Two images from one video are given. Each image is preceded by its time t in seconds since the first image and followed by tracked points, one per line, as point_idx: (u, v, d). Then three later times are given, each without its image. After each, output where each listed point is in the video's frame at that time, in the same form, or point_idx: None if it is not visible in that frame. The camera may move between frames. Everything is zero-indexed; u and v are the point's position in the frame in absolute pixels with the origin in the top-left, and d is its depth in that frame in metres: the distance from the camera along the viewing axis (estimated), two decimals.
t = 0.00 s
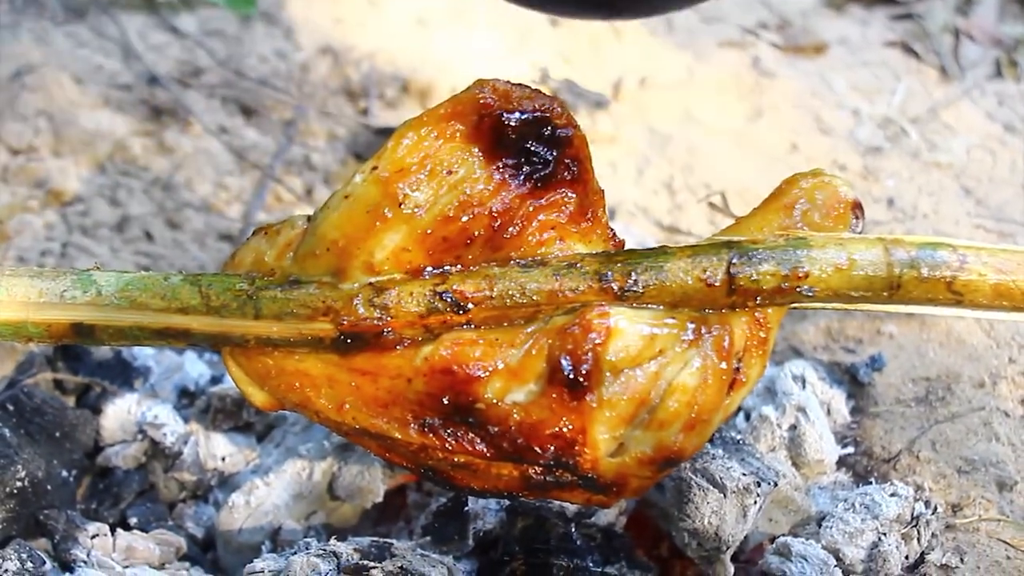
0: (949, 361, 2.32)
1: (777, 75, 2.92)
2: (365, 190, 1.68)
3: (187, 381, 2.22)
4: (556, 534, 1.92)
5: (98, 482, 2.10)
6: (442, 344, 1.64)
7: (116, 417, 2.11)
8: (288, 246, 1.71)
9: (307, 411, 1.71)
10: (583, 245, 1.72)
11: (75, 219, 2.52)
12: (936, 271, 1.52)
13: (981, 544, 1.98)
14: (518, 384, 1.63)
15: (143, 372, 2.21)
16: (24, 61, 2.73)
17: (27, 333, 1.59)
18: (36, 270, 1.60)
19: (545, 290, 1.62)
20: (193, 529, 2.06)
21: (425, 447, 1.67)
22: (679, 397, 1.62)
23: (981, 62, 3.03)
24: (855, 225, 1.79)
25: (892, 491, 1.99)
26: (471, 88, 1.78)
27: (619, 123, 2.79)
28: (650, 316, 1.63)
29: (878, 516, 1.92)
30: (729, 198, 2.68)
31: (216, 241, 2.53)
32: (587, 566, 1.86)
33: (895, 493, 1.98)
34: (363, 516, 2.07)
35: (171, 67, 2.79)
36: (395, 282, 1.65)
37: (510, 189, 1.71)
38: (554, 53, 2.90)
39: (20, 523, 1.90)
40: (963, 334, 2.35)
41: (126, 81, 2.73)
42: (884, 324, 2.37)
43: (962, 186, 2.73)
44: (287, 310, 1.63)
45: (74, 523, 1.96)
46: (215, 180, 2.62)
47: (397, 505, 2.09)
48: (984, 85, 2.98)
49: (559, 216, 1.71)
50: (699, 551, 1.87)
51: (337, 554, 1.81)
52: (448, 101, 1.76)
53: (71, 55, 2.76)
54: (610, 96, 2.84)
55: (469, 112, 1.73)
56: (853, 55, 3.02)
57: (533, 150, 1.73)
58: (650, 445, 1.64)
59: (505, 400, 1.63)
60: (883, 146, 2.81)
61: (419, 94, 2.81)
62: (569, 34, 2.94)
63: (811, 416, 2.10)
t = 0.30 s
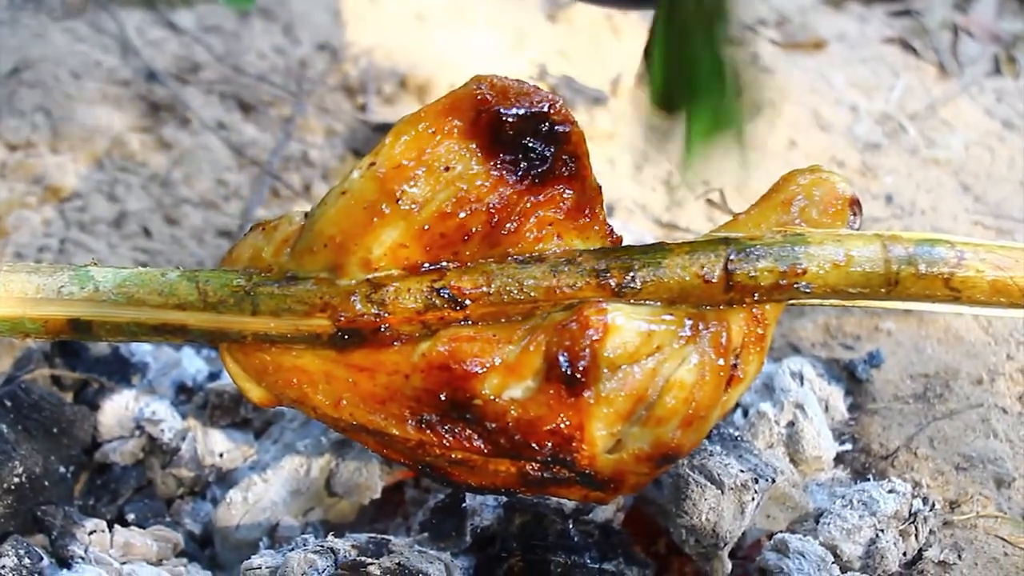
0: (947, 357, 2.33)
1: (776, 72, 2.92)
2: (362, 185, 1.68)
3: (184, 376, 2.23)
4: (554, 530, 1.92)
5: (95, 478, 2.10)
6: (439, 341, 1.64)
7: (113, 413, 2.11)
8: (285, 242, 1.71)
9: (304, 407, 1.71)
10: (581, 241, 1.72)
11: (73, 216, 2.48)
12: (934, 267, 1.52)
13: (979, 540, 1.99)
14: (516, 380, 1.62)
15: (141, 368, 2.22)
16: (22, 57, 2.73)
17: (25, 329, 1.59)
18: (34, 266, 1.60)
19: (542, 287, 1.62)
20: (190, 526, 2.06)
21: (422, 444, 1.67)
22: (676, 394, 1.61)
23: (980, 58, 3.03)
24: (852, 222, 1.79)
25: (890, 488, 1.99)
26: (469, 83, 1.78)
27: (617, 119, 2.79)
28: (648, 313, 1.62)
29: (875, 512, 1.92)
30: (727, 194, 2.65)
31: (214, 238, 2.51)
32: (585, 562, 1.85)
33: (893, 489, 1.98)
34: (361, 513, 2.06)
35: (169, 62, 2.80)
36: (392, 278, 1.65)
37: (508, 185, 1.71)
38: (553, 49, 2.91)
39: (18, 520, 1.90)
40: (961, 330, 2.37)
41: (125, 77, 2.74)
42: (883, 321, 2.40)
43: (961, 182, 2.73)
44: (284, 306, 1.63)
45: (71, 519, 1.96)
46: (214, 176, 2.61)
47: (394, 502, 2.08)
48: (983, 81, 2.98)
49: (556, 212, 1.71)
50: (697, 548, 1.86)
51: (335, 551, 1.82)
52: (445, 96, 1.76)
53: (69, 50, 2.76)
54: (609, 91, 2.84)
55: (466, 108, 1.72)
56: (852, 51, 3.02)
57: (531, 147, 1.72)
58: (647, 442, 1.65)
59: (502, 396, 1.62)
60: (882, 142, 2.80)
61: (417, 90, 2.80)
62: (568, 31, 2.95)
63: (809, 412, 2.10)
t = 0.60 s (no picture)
0: (947, 355, 2.33)
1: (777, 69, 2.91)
2: (362, 182, 1.67)
3: (184, 373, 2.23)
4: (554, 528, 1.92)
5: (95, 475, 2.10)
6: (440, 338, 1.64)
7: (113, 410, 2.11)
8: (286, 239, 1.71)
9: (304, 405, 1.71)
10: (582, 237, 1.70)
11: (73, 212, 2.49)
12: (935, 264, 1.52)
13: (979, 538, 1.99)
14: (517, 377, 1.63)
15: (141, 366, 2.22)
16: (22, 53, 2.72)
17: (25, 326, 1.59)
18: (34, 263, 1.60)
19: (543, 284, 1.62)
20: (190, 523, 2.06)
21: (423, 441, 1.66)
22: (677, 391, 1.62)
23: (981, 56, 3.03)
24: (853, 219, 1.80)
25: (891, 486, 1.99)
26: (469, 81, 1.78)
27: (617, 117, 2.79)
28: (648, 310, 1.63)
29: (875, 510, 1.92)
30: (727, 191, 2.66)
31: (214, 234, 2.51)
32: (586, 559, 1.85)
33: (893, 487, 1.98)
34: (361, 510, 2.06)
35: (169, 60, 2.79)
36: (393, 275, 1.65)
37: (509, 182, 1.70)
38: (553, 46, 2.90)
39: (18, 517, 1.90)
40: (962, 328, 2.37)
41: (124, 74, 2.73)
42: (883, 319, 2.40)
43: (961, 180, 2.73)
44: (284, 304, 1.62)
45: (71, 516, 1.95)
46: (214, 173, 2.61)
47: (394, 498, 2.08)
48: (983, 79, 2.98)
49: (556, 210, 1.70)
50: (697, 545, 1.86)
51: (335, 548, 1.82)
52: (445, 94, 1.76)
53: (68, 47, 2.75)
54: (609, 89, 2.83)
55: (467, 106, 1.72)
56: (852, 49, 3.01)
57: (532, 144, 1.72)
58: (648, 439, 1.65)
59: (503, 394, 1.62)
60: (882, 140, 2.81)
61: (417, 87, 2.80)
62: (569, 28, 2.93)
63: (809, 410, 2.09)
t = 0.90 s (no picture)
0: (949, 354, 2.33)
1: (777, 67, 2.92)
2: (364, 181, 1.67)
3: (186, 372, 2.23)
4: (555, 526, 1.92)
5: (97, 473, 2.10)
6: (442, 337, 1.63)
7: (115, 408, 2.11)
8: (288, 238, 1.71)
9: (306, 404, 1.71)
10: (583, 236, 1.72)
11: (74, 210, 2.47)
12: (937, 264, 1.52)
13: (981, 537, 1.99)
14: (519, 376, 1.63)
15: (142, 364, 2.22)
16: (22, 51, 2.72)
17: (27, 324, 1.58)
18: (36, 262, 1.60)
19: (545, 283, 1.61)
20: (192, 521, 2.06)
21: (425, 440, 1.66)
22: (679, 390, 1.62)
23: (982, 54, 3.03)
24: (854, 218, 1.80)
25: (892, 485, 1.98)
26: (471, 79, 1.77)
27: (618, 115, 2.78)
28: (649, 310, 1.63)
29: (877, 509, 1.92)
30: (728, 189, 2.65)
31: (215, 233, 2.49)
32: (587, 558, 1.85)
33: (895, 486, 1.98)
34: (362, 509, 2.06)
35: (170, 57, 2.80)
36: (395, 274, 1.64)
37: (512, 181, 1.70)
38: (556, 45, 2.91)
39: (19, 515, 1.91)
40: (963, 327, 2.38)
41: (126, 72, 2.73)
42: (884, 317, 2.41)
43: (962, 178, 2.73)
44: (286, 302, 1.62)
45: (73, 514, 1.95)
46: (215, 171, 2.60)
47: (396, 496, 2.09)
48: (984, 77, 2.98)
49: (557, 209, 1.71)
50: (699, 544, 1.86)
51: (336, 547, 1.82)
52: (448, 92, 1.76)
53: (70, 45, 2.76)
54: (610, 87, 2.83)
55: (468, 105, 1.72)
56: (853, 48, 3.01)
57: (534, 143, 1.72)
58: (650, 438, 1.65)
59: (505, 393, 1.62)
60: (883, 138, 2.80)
61: (419, 86, 2.78)
62: (571, 28, 2.96)
63: (811, 409, 2.10)
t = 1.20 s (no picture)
0: (949, 353, 2.33)
1: (777, 67, 2.92)
2: (365, 181, 1.67)
3: (186, 371, 2.23)
4: (555, 526, 1.92)
5: (97, 473, 2.10)
6: (442, 336, 1.64)
7: (115, 407, 2.11)
8: (288, 237, 1.71)
9: (306, 403, 1.71)
10: (583, 235, 1.73)
11: (74, 210, 2.47)
12: (936, 263, 1.52)
13: (980, 536, 1.99)
14: (518, 375, 1.63)
15: (142, 363, 2.22)
16: (23, 51, 2.72)
17: (27, 323, 1.59)
18: (36, 261, 1.60)
19: (544, 283, 1.61)
20: (192, 520, 2.06)
21: (425, 439, 1.67)
22: (678, 389, 1.62)
23: (982, 54, 3.03)
24: (855, 218, 1.79)
25: (892, 484, 1.98)
26: (471, 79, 1.78)
27: (618, 114, 2.78)
28: (649, 309, 1.63)
29: (877, 509, 1.92)
30: (728, 189, 2.65)
31: (216, 232, 2.49)
32: (586, 558, 1.85)
33: (895, 485, 1.98)
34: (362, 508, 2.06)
35: (171, 57, 2.80)
36: (395, 274, 1.64)
37: (512, 180, 1.71)
38: (556, 44, 2.91)
39: (20, 514, 1.90)
40: (962, 327, 2.38)
41: (126, 72, 2.74)
42: (884, 317, 2.41)
43: (962, 178, 2.73)
44: (285, 302, 1.62)
45: (73, 513, 1.95)
46: (215, 170, 2.60)
47: (396, 496, 2.09)
48: (985, 77, 2.98)
49: (557, 209, 1.72)
50: (698, 543, 1.86)
51: (336, 546, 1.82)
52: (448, 92, 1.76)
53: (71, 45, 2.76)
54: (610, 87, 2.83)
55: (468, 104, 1.72)
56: (853, 48, 3.01)
57: (533, 143, 1.72)
58: (650, 438, 1.65)
59: (505, 392, 1.63)
60: (883, 138, 2.80)
61: (419, 86, 2.79)
62: (571, 28, 2.96)
63: (811, 408, 2.10)
